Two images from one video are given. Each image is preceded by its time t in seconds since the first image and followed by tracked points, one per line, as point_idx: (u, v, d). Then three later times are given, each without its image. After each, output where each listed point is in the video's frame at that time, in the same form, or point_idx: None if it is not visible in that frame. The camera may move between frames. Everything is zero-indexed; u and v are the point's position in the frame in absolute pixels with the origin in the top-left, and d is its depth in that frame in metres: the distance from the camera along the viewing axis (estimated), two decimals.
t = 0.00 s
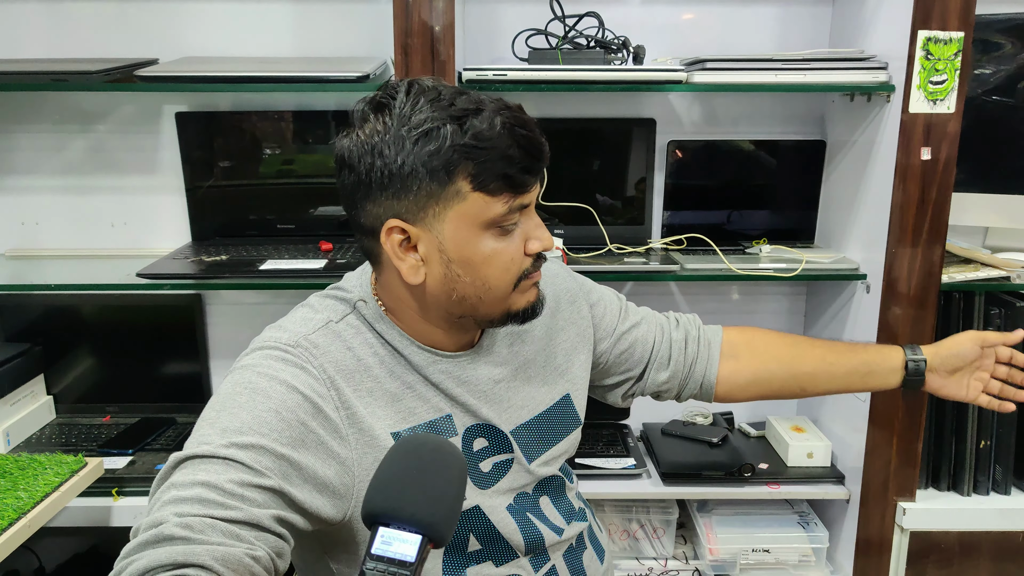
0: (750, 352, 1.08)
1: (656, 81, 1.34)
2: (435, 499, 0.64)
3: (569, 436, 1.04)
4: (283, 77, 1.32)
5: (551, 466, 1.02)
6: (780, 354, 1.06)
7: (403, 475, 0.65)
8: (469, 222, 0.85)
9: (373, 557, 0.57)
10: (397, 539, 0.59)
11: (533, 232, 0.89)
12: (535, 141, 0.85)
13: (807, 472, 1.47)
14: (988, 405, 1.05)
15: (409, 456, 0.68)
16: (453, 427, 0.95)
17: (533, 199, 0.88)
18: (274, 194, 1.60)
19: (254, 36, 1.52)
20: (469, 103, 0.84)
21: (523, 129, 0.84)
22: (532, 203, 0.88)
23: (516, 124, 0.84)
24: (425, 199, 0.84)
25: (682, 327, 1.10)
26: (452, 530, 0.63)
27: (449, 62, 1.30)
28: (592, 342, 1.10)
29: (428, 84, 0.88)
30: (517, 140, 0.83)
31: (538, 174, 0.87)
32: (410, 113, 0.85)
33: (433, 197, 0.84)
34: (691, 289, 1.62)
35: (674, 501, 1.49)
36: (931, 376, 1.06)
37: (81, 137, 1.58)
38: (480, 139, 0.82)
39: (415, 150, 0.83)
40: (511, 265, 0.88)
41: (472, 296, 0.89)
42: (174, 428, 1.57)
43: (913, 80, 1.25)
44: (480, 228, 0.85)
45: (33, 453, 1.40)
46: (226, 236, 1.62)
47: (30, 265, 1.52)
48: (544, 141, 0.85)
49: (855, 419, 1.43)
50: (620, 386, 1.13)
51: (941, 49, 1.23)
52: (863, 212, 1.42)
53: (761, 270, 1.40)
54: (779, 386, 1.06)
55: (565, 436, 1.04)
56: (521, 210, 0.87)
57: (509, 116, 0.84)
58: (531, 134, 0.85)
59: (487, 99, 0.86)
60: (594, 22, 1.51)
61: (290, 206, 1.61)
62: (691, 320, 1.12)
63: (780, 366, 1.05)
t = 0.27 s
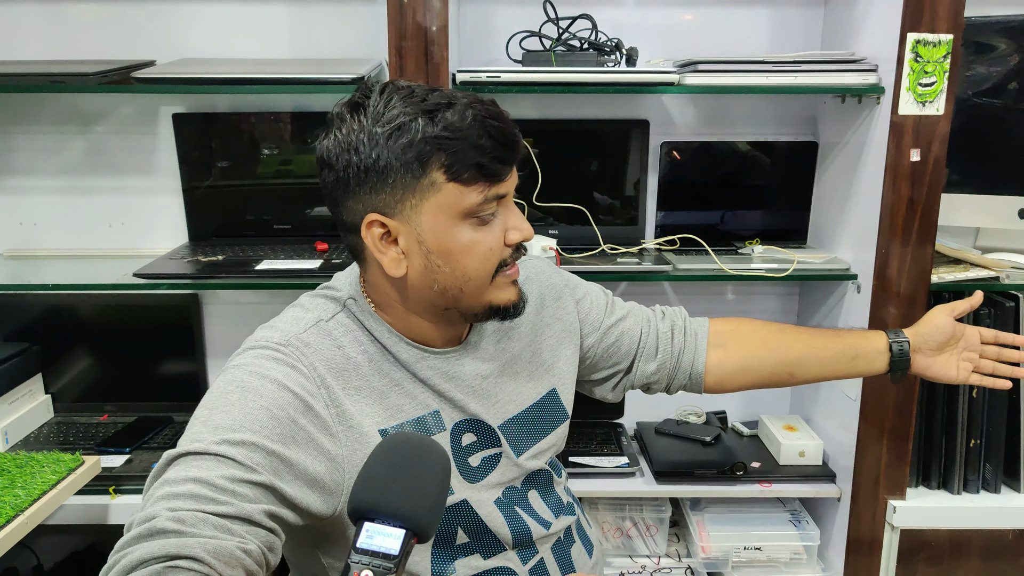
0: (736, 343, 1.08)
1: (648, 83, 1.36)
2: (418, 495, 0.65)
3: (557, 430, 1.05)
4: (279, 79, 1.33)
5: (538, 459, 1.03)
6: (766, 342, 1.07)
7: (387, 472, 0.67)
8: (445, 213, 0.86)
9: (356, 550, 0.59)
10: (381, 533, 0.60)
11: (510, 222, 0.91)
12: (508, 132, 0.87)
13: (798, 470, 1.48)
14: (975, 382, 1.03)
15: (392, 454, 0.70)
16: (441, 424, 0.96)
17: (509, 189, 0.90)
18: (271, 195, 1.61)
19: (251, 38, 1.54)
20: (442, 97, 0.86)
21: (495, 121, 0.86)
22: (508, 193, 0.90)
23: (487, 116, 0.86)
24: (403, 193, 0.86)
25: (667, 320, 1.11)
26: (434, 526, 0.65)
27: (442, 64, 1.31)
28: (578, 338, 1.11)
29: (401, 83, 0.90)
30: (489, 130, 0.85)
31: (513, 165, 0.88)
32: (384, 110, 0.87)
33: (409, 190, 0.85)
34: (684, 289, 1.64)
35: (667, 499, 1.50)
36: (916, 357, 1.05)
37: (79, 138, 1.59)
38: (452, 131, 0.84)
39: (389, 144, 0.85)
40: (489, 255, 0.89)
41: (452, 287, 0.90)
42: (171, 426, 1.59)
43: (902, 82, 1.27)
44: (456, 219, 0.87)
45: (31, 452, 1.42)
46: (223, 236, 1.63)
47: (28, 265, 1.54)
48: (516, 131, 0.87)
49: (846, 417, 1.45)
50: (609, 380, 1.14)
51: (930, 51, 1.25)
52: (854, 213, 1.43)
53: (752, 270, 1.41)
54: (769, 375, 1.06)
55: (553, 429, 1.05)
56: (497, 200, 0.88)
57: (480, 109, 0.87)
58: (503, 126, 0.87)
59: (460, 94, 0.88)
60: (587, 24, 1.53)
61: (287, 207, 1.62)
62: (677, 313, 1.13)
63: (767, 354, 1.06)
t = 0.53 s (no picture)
0: (723, 339, 1.10)
1: (640, 86, 1.37)
2: (411, 493, 0.67)
3: (545, 426, 1.07)
4: (276, 82, 1.35)
5: (528, 456, 1.05)
6: (752, 339, 1.08)
7: (381, 469, 0.68)
8: (430, 216, 0.88)
9: (350, 548, 0.61)
10: (372, 530, 0.62)
11: (494, 224, 0.93)
12: (490, 136, 0.89)
13: (790, 469, 1.50)
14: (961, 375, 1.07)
15: (387, 453, 0.71)
16: (431, 421, 0.98)
17: (492, 192, 0.91)
18: (268, 196, 1.63)
19: (249, 41, 1.55)
20: (425, 102, 0.88)
21: (478, 125, 0.88)
22: (491, 196, 0.92)
23: (470, 120, 0.88)
24: (388, 195, 0.88)
25: (654, 318, 1.13)
26: (426, 523, 0.67)
27: (437, 67, 1.33)
28: (566, 336, 1.13)
29: (385, 88, 0.92)
30: (472, 134, 0.87)
31: (495, 168, 0.90)
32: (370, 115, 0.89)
33: (394, 193, 0.87)
34: (678, 290, 1.65)
35: (660, 498, 1.52)
36: (903, 354, 1.07)
37: (78, 140, 1.61)
38: (435, 134, 0.86)
39: (374, 148, 0.87)
40: (473, 256, 0.91)
41: (438, 288, 0.92)
42: (169, 425, 1.60)
43: (891, 85, 1.29)
44: (441, 220, 0.88)
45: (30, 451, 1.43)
46: (221, 237, 1.65)
47: (28, 266, 1.55)
48: (498, 134, 0.89)
49: (837, 416, 1.46)
50: (597, 377, 1.16)
51: (918, 55, 1.27)
52: (844, 214, 1.44)
53: (743, 271, 1.43)
54: (756, 371, 1.08)
55: (542, 426, 1.06)
56: (481, 203, 0.90)
57: (463, 114, 0.89)
58: (486, 130, 0.89)
59: (443, 99, 0.90)
60: (581, 28, 1.54)
61: (284, 208, 1.64)
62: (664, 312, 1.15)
63: (753, 350, 1.07)
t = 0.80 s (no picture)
0: (715, 339, 1.11)
1: (635, 89, 1.39)
2: (401, 489, 0.68)
3: (537, 424, 1.08)
4: (274, 85, 1.36)
5: (521, 454, 1.06)
6: (744, 337, 1.09)
7: (373, 467, 0.70)
8: (419, 217, 0.89)
9: (343, 543, 0.62)
10: (365, 526, 0.63)
11: (484, 227, 0.94)
12: (482, 141, 0.90)
13: (783, 468, 1.51)
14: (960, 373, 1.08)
15: (378, 452, 0.72)
16: (424, 419, 0.99)
17: (482, 196, 0.93)
18: (266, 197, 1.64)
19: (247, 44, 1.57)
20: (419, 106, 0.89)
21: (470, 129, 0.89)
22: (482, 200, 0.93)
23: (462, 124, 0.89)
24: (379, 196, 0.89)
25: (646, 316, 1.14)
26: (417, 519, 0.68)
27: (432, 70, 1.34)
28: (559, 335, 1.14)
29: (380, 91, 0.93)
30: (462, 137, 0.88)
31: (486, 172, 0.92)
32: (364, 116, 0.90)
33: (385, 194, 0.89)
34: (672, 290, 1.67)
35: (654, 496, 1.53)
36: (894, 350, 1.08)
37: (78, 142, 1.62)
38: (427, 137, 0.87)
39: (366, 149, 0.88)
40: (461, 258, 0.93)
41: (426, 289, 0.93)
42: (168, 425, 1.61)
43: (880, 88, 1.31)
44: (430, 222, 0.90)
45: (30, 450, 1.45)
46: (219, 238, 1.66)
47: (28, 267, 1.57)
48: (489, 138, 0.90)
49: (828, 415, 1.48)
50: (592, 375, 1.18)
51: (907, 58, 1.29)
52: (835, 215, 1.46)
53: (736, 272, 1.44)
54: (749, 369, 1.09)
55: (534, 424, 1.08)
56: (471, 206, 0.92)
57: (455, 117, 0.90)
58: (478, 135, 0.90)
59: (437, 103, 0.91)
60: (575, 31, 1.56)
61: (281, 209, 1.65)
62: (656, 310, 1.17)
63: (745, 347, 1.08)
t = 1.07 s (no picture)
0: (701, 339, 1.13)
1: (628, 91, 1.41)
2: (390, 482, 0.70)
3: (525, 421, 1.10)
4: (270, 87, 1.38)
5: (509, 451, 1.08)
6: (730, 338, 1.11)
7: (362, 460, 0.71)
8: (410, 223, 0.91)
9: (332, 535, 0.65)
10: (354, 520, 0.66)
11: (474, 237, 0.95)
12: (479, 154, 0.91)
13: (773, 465, 1.53)
14: (938, 374, 1.09)
15: (368, 443, 0.74)
16: (413, 416, 1.01)
17: (475, 207, 0.94)
18: (263, 198, 1.66)
19: (243, 47, 1.58)
20: (420, 114, 0.91)
21: (468, 140, 0.91)
22: (475, 210, 0.94)
23: (461, 135, 0.90)
24: (370, 199, 0.90)
25: (633, 316, 1.16)
26: (406, 510, 0.70)
27: (425, 73, 1.36)
28: (547, 335, 1.16)
29: (384, 94, 0.95)
30: (458, 150, 0.89)
31: (480, 184, 0.93)
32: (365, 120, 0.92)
33: (377, 198, 0.90)
34: (664, 289, 1.68)
35: (646, 493, 1.55)
36: (878, 353, 1.10)
37: (76, 143, 1.64)
38: (423, 146, 0.88)
39: (363, 152, 0.90)
40: (449, 266, 0.94)
41: (413, 293, 0.95)
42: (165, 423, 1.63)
43: (867, 90, 1.32)
44: (421, 229, 0.91)
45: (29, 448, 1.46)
46: (216, 238, 1.68)
47: (26, 267, 1.58)
48: (486, 151, 0.91)
49: (817, 413, 1.50)
50: (579, 374, 1.20)
51: (893, 61, 1.31)
52: (824, 216, 1.48)
53: (725, 271, 1.46)
54: (734, 369, 1.11)
55: (522, 421, 1.10)
56: (463, 216, 0.93)
57: (454, 128, 0.91)
58: (475, 147, 0.91)
59: (439, 112, 0.92)
60: (568, 34, 1.57)
61: (278, 209, 1.67)
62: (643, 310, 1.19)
63: (729, 348, 1.10)
